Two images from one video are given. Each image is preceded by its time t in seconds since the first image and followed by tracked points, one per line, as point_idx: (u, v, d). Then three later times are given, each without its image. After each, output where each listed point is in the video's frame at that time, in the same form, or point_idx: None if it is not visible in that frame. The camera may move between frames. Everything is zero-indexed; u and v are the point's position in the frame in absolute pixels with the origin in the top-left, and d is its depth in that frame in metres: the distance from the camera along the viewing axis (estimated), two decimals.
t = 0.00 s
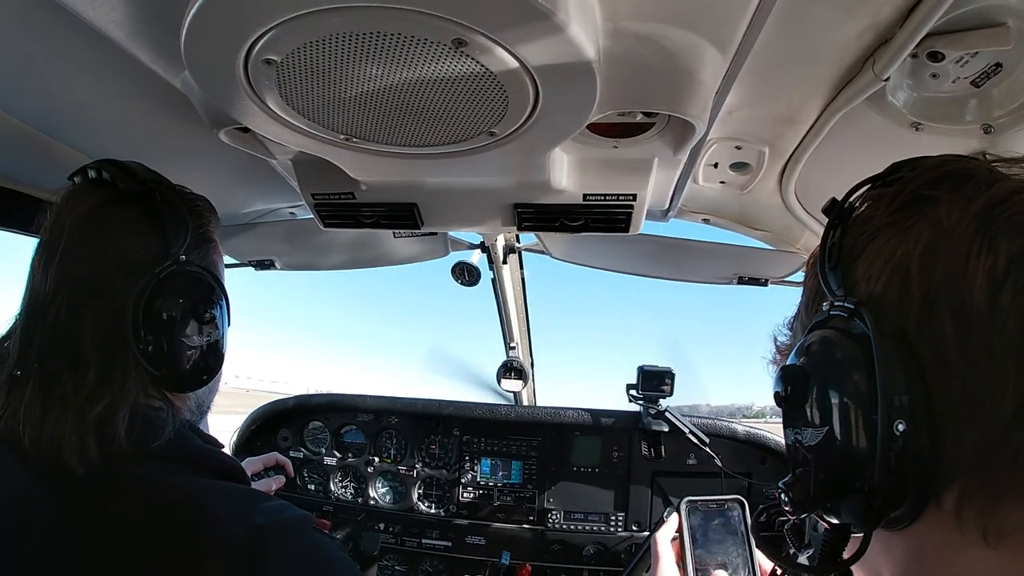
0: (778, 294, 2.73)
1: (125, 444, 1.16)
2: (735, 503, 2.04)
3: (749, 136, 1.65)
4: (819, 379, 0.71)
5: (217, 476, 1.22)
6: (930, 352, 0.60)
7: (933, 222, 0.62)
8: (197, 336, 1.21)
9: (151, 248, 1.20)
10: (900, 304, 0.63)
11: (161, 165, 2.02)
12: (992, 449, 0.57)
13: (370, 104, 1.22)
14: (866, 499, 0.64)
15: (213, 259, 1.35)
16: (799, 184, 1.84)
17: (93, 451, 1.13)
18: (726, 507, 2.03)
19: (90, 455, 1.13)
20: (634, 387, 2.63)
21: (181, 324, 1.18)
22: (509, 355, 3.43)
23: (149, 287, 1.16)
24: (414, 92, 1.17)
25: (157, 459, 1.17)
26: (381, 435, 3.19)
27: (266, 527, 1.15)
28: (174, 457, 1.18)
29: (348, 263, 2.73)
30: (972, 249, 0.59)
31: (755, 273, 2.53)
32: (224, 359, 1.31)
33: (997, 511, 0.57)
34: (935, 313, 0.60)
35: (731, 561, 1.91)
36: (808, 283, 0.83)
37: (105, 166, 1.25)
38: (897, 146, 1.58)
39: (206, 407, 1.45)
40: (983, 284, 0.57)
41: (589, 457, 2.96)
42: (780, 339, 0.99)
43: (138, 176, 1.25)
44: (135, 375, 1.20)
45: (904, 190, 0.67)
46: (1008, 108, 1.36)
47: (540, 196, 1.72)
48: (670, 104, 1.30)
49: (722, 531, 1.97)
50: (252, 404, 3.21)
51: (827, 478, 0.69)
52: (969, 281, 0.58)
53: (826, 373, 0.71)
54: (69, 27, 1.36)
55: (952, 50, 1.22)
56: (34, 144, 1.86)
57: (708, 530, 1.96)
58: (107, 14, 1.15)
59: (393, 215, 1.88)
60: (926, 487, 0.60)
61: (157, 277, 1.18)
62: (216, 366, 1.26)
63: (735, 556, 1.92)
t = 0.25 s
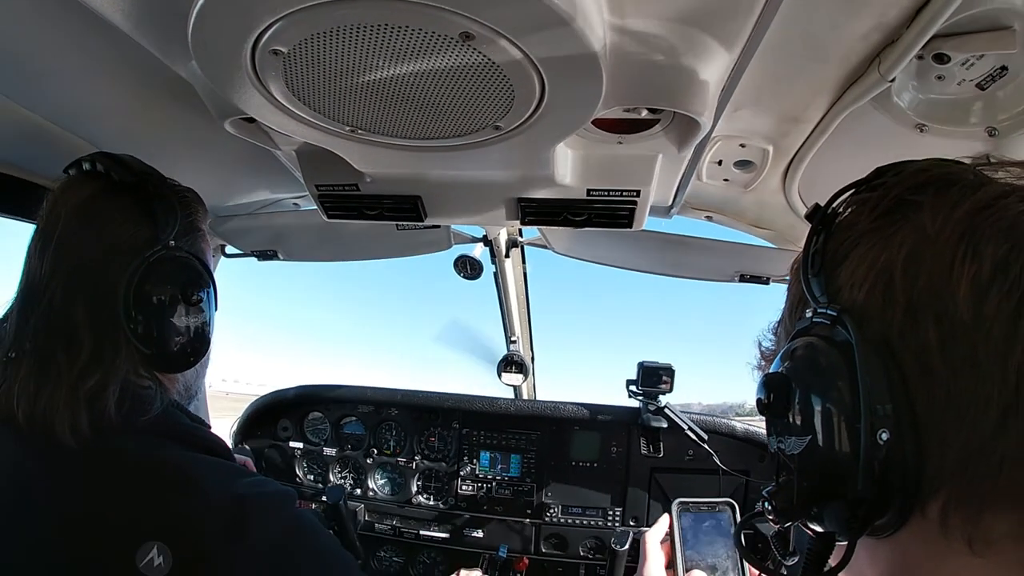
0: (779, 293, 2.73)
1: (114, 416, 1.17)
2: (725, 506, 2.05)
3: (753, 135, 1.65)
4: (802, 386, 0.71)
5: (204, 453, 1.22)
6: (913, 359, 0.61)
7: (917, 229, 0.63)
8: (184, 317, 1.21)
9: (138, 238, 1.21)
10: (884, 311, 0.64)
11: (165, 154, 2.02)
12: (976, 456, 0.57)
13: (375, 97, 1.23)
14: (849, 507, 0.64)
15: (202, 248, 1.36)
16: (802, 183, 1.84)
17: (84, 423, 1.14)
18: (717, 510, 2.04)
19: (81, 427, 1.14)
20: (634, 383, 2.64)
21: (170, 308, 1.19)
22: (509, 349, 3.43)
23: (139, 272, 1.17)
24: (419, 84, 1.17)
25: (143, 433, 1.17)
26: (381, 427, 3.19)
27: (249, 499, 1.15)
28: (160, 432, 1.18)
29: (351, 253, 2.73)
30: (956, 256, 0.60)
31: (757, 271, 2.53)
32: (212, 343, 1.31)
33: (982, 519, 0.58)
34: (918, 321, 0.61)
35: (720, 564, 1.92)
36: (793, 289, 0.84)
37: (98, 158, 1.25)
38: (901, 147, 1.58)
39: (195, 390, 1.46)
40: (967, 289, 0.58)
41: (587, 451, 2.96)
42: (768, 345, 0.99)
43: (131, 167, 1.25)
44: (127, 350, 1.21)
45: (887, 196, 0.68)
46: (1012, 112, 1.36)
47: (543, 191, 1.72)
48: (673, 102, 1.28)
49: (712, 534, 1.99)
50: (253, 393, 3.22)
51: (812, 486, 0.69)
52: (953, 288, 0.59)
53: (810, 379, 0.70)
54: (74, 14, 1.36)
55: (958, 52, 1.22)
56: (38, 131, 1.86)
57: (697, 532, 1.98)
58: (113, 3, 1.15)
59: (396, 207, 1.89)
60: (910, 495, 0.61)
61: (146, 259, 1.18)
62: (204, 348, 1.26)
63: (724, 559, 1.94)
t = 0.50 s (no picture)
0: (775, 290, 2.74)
1: (114, 407, 1.16)
2: (724, 509, 2.06)
3: (750, 133, 1.65)
4: (802, 386, 0.72)
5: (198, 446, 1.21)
6: (911, 359, 0.61)
7: (915, 232, 0.64)
8: (182, 314, 1.21)
9: (134, 237, 1.21)
10: (882, 312, 0.64)
11: (161, 151, 2.02)
12: (972, 455, 0.58)
13: (371, 94, 1.22)
14: (848, 503, 0.65)
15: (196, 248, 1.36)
16: (799, 180, 1.84)
17: (86, 415, 1.14)
18: (715, 513, 2.05)
19: (81, 419, 1.14)
20: (630, 380, 2.64)
21: (168, 306, 1.19)
22: (506, 346, 3.44)
23: (139, 269, 1.17)
24: (416, 82, 1.17)
25: (139, 426, 1.16)
26: (378, 424, 3.19)
27: (244, 489, 1.15)
28: (158, 427, 1.17)
29: (348, 251, 2.73)
30: (952, 259, 0.61)
31: (753, 268, 2.53)
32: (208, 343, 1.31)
33: (980, 514, 0.58)
34: (916, 322, 0.61)
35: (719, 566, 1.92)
36: (794, 292, 0.84)
37: (99, 162, 1.24)
38: (897, 145, 1.58)
39: (192, 388, 1.47)
40: (963, 291, 0.59)
41: (584, 449, 2.97)
42: (768, 349, 0.99)
43: (132, 170, 1.25)
44: (128, 345, 1.21)
45: (886, 201, 0.68)
46: (1008, 110, 1.36)
47: (541, 188, 1.72)
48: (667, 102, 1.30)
49: (711, 536, 1.99)
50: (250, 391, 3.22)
51: (811, 483, 0.70)
52: (949, 290, 0.60)
53: (810, 380, 0.71)
54: (71, 10, 1.35)
55: (955, 51, 1.22)
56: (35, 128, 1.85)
57: (695, 536, 1.99)
58: None
59: (394, 205, 1.88)
60: (907, 492, 0.61)
61: (146, 259, 1.18)
62: (201, 346, 1.26)
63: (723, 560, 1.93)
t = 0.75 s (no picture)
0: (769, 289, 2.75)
1: (113, 425, 1.16)
2: (732, 509, 2.04)
3: (740, 133, 1.66)
4: (812, 380, 0.72)
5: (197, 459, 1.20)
6: (919, 351, 0.61)
7: (922, 226, 0.64)
8: (179, 328, 1.21)
9: (130, 250, 1.20)
10: (891, 304, 0.64)
11: (152, 162, 2.01)
12: (979, 444, 0.58)
13: (363, 100, 1.22)
14: (859, 493, 0.65)
15: (193, 259, 1.34)
16: (790, 179, 1.85)
17: (84, 434, 1.13)
18: (722, 513, 2.04)
19: (80, 436, 1.13)
20: (626, 382, 2.64)
21: (165, 320, 1.19)
22: (502, 351, 3.43)
23: (137, 284, 1.17)
24: (408, 87, 1.17)
25: (143, 442, 1.16)
26: (375, 432, 3.17)
27: (242, 500, 1.15)
28: (157, 441, 1.17)
29: (341, 259, 2.72)
30: (957, 252, 0.61)
31: (747, 268, 2.54)
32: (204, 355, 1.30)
33: (988, 503, 0.59)
34: (924, 313, 0.61)
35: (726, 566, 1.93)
36: (803, 288, 0.84)
37: (93, 174, 1.23)
38: (888, 142, 1.59)
39: (190, 400, 1.45)
40: (969, 283, 0.59)
41: (582, 452, 2.97)
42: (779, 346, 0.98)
43: (126, 183, 1.23)
44: (125, 363, 1.20)
45: (893, 196, 0.68)
46: (997, 105, 1.37)
47: (534, 192, 1.72)
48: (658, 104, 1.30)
49: (718, 536, 1.99)
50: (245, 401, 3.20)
51: (822, 474, 0.70)
52: (956, 282, 0.60)
53: (819, 373, 0.71)
54: (59, 22, 1.35)
55: (942, 47, 1.23)
56: (24, 141, 1.84)
57: (703, 535, 1.99)
58: (99, 10, 1.14)
59: (387, 211, 1.88)
60: (917, 481, 0.61)
61: (142, 275, 1.18)
62: (197, 359, 1.26)
63: (730, 560, 1.94)
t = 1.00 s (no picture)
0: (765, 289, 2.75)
1: (113, 444, 1.15)
2: (740, 502, 2.06)
3: (733, 134, 1.66)
4: (816, 374, 0.71)
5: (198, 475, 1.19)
6: (924, 345, 0.61)
7: (925, 220, 0.64)
8: (178, 343, 1.19)
9: (128, 263, 1.19)
10: (894, 298, 0.64)
11: (145, 174, 2.00)
12: (984, 437, 0.58)
13: (354, 108, 1.22)
14: (865, 488, 0.64)
15: (191, 269, 1.33)
16: (783, 179, 1.85)
17: (83, 453, 1.12)
18: (731, 506, 2.05)
19: (79, 455, 1.12)
20: (624, 385, 2.64)
21: (163, 335, 1.16)
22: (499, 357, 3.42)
23: (134, 299, 1.16)
24: (401, 94, 1.17)
25: (146, 459, 1.15)
26: (373, 441, 3.16)
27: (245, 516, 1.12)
28: (160, 460, 1.16)
29: (336, 267, 2.72)
30: (960, 246, 0.61)
31: (742, 269, 2.54)
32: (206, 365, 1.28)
33: (992, 496, 0.59)
34: (928, 307, 0.61)
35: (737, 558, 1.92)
36: (805, 282, 0.84)
37: (86, 186, 1.23)
38: (881, 140, 1.60)
39: (190, 413, 1.44)
40: (972, 276, 0.60)
41: (581, 456, 2.96)
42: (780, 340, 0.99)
43: (119, 194, 1.23)
44: (125, 380, 1.19)
45: (895, 189, 0.68)
46: (988, 101, 1.38)
47: (528, 197, 1.72)
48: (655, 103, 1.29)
49: (728, 529, 2.00)
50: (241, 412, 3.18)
51: (828, 469, 0.69)
52: (959, 275, 0.60)
53: (823, 367, 0.70)
54: (49, 36, 1.34)
55: (933, 44, 1.24)
56: (15, 155, 1.83)
57: (712, 528, 1.99)
58: (89, 21, 1.14)
59: (381, 219, 1.88)
60: (922, 476, 0.61)
61: (139, 289, 1.17)
62: (197, 372, 1.24)
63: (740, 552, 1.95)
